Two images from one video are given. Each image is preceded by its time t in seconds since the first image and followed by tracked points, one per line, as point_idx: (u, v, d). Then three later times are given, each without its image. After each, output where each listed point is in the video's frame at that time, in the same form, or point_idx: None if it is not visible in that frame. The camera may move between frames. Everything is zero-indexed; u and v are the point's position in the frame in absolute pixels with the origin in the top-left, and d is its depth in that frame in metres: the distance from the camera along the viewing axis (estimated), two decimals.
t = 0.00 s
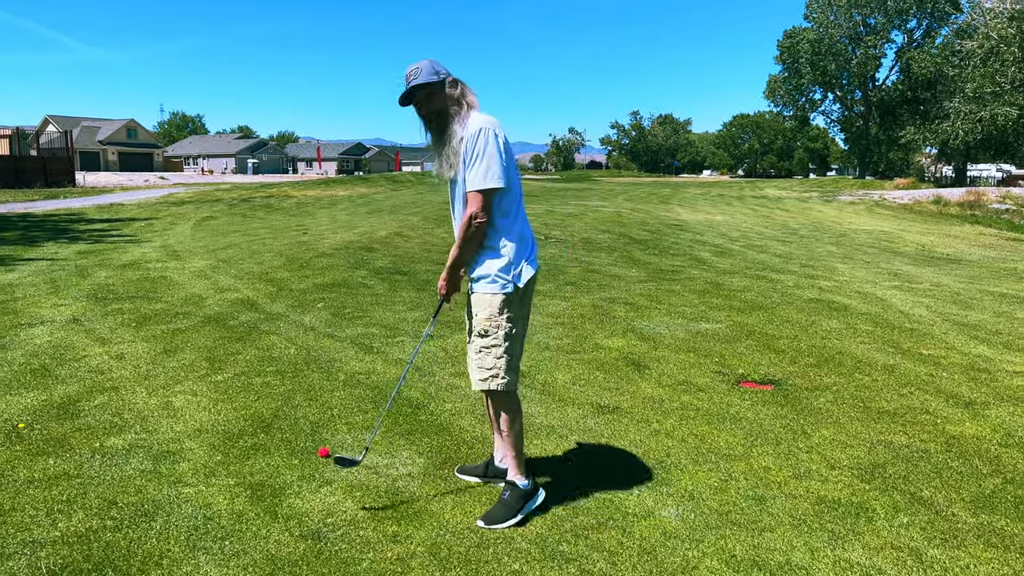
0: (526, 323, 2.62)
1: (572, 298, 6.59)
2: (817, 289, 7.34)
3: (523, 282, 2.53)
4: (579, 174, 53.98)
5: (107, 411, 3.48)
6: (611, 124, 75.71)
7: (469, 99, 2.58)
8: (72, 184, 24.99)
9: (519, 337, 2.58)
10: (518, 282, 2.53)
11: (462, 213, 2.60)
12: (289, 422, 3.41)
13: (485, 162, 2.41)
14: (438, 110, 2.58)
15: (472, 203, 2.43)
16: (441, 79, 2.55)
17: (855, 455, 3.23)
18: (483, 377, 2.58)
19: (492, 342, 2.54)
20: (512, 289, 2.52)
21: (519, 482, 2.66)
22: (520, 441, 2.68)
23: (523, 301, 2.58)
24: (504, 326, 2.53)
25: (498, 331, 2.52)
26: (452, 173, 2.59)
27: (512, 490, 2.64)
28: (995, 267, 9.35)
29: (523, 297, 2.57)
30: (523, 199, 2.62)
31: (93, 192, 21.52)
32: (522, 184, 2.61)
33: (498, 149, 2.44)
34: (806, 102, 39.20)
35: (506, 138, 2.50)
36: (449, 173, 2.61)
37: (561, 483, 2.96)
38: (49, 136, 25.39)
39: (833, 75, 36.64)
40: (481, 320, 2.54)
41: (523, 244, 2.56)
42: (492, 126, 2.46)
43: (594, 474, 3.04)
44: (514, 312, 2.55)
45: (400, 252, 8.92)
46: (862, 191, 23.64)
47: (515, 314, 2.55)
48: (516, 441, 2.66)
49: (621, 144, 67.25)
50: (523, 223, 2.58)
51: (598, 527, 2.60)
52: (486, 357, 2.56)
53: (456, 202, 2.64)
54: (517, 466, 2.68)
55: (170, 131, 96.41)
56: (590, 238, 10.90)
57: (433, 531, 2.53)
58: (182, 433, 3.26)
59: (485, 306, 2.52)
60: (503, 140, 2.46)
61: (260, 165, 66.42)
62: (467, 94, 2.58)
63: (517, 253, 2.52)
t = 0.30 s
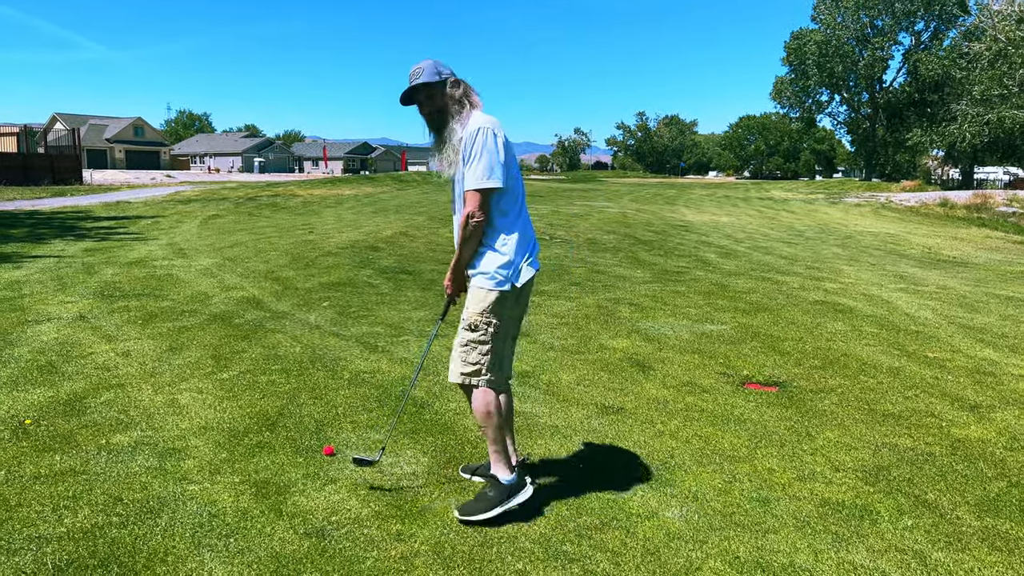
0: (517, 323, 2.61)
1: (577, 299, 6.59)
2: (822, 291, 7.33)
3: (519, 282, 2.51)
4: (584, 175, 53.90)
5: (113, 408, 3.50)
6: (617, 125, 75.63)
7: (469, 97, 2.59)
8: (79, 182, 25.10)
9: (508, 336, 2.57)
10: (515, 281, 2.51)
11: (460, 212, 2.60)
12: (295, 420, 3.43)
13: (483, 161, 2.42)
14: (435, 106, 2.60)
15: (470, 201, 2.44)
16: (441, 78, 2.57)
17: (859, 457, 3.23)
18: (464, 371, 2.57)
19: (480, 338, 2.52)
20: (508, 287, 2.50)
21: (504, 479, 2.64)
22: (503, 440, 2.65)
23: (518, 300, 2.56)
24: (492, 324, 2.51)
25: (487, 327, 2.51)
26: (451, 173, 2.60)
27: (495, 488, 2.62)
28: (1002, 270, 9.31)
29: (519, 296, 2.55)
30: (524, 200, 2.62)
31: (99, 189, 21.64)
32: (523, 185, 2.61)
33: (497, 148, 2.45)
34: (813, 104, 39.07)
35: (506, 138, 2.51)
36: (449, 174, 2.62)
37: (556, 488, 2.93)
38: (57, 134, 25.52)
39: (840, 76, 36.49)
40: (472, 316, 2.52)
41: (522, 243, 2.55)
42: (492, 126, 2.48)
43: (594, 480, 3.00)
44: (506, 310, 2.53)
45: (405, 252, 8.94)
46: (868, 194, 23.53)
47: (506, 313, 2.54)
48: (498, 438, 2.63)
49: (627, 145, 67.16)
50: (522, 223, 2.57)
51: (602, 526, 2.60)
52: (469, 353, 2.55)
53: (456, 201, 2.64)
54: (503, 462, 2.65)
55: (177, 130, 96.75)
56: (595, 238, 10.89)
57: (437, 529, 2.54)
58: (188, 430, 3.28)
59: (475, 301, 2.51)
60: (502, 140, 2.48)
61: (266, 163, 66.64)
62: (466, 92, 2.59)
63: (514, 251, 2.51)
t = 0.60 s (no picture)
0: (517, 331, 2.56)
1: (578, 301, 6.58)
2: (824, 293, 7.32)
3: (508, 290, 2.46)
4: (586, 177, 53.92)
5: (115, 409, 3.51)
6: (618, 127, 75.65)
7: (433, 114, 2.49)
8: (82, 183, 25.17)
9: (506, 346, 2.52)
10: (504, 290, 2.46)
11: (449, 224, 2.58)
12: (296, 422, 3.43)
13: (450, 183, 2.36)
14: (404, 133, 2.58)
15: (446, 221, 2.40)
16: (401, 105, 2.53)
17: (861, 460, 3.22)
18: (465, 388, 2.53)
19: (476, 352, 2.50)
20: (498, 297, 2.47)
21: (477, 499, 2.58)
22: (488, 461, 2.59)
23: (513, 307, 2.51)
24: (489, 335, 2.48)
25: (481, 340, 2.49)
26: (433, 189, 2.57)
27: (465, 503, 2.59)
28: (1003, 273, 9.31)
29: (511, 304, 2.50)
30: (513, 203, 2.51)
31: (102, 191, 21.70)
32: (508, 189, 2.50)
33: (465, 165, 2.36)
34: (814, 107, 39.05)
35: (477, 149, 2.40)
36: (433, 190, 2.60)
37: (555, 498, 2.86)
38: (60, 136, 25.59)
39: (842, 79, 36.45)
40: (467, 330, 2.51)
41: (510, 251, 2.47)
42: (457, 139, 2.38)
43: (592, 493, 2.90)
44: (502, 320, 2.49)
45: (407, 253, 8.95)
46: (869, 197, 23.51)
47: (502, 323, 2.49)
48: (484, 457, 2.57)
49: (629, 147, 67.17)
50: (509, 231, 2.48)
51: (603, 529, 2.60)
52: (469, 367, 2.53)
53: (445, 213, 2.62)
54: (480, 484, 2.57)
55: (179, 131, 96.91)
56: (596, 240, 10.89)
57: (439, 532, 2.54)
58: (190, 432, 3.28)
59: (471, 314, 2.49)
60: (470, 154, 2.37)
61: (268, 165, 66.76)
62: (427, 109, 2.50)
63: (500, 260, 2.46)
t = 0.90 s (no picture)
0: (513, 339, 2.52)
1: (578, 306, 6.58)
2: (823, 297, 7.33)
3: (500, 299, 2.43)
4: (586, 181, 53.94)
5: (114, 414, 3.51)
6: (617, 132, 75.69)
7: (401, 138, 2.59)
8: (81, 188, 25.15)
9: (501, 354, 2.50)
10: (496, 298, 2.44)
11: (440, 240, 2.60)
12: (295, 427, 3.43)
13: (416, 209, 2.39)
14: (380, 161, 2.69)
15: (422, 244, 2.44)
16: (371, 135, 2.65)
17: (861, 464, 3.22)
18: (458, 397, 2.53)
19: (470, 360, 2.49)
20: (490, 306, 2.44)
21: (476, 504, 2.58)
22: (485, 470, 2.57)
23: (510, 315, 2.48)
24: (482, 344, 2.47)
25: (476, 349, 2.48)
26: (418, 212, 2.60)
27: (464, 509, 2.58)
28: (1002, 277, 9.31)
29: (506, 311, 2.46)
30: (497, 211, 2.45)
31: (101, 196, 21.73)
32: (490, 199, 2.44)
33: (429, 188, 2.37)
34: (813, 111, 39.12)
35: (444, 167, 2.39)
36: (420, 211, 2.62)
37: (556, 505, 2.85)
38: (59, 141, 25.63)
39: (841, 83, 36.50)
40: (462, 338, 2.50)
41: (497, 261, 2.42)
42: (420, 162, 2.39)
43: (594, 500, 2.87)
44: (497, 329, 2.47)
45: (406, 258, 8.95)
46: (868, 201, 23.53)
47: (497, 332, 2.47)
48: (480, 466, 2.56)
49: (628, 151, 67.23)
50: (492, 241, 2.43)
51: (602, 533, 2.60)
52: (463, 375, 2.52)
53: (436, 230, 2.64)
54: (478, 491, 2.57)
55: (178, 137, 97.02)
56: (595, 245, 10.90)
57: (438, 536, 2.54)
58: (188, 437, 3.27)
59: (464, 323, 2.48)
60: (435, 176, 2.37)
61: (267, 170, 66.81)
62: (395, 135, 2.59)
63: (488, 270, 2.43)
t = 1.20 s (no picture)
0: (516, 345, 2.51)
1: (577, 313, 6.59)
2: (822, 304, 7.34)
3: (500, 304, 2.42)
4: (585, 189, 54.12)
5: (112, 424, 3.50)
6: (615, 139, 75.89)
7: (387, 165, 2.59)
8: (79, 198, 25.18)
9: (504, 360, 2.49)
10: (496, 304, 2.43)
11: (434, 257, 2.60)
12: (294, 436, 3.42)
13: (405, 228, 2.41)
14: (370, 191, 2.67)
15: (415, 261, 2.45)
16: (361, 165, 2.66)
17: (861, 471, 3.22)
18: (461, 404, 2.53)
19: (472, 367, 2.49)
20: (491, 313, 2.44)
21: (475, 513, 2.57)
22: (486, 477, 2.56)
23: (512, 320, 2.47)
24: (484, 350, 2.46)
25: (478, 355, 2.47)
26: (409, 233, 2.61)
27: (464, 518, 2.57)
28: (1000, 282, 9.34)
29: (507, 316, 2.46)
30: (488, 222, 2.45)
31: (99, 206, 21.74)
32: (479, 211, 2.45)
33: (416, 206, 2.39)
34: (810, 118, 39.28)
35: (430, 185, 2.40)
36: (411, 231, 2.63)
37: (556, 513, 2.84)
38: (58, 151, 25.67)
39: (837, 91, 36.67)
40: (464, 345, 2.50)
41: (492, 270, 2.43)
42: (405, 184, 2.41)
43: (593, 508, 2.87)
44: (499, 334, 2.46)
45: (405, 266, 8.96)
46: (866, 207, 23.60)
47: (498, 338, 2.47)
48: (482, 472, 2.55)
49: (626, 159, 67.43)
50: (485, 251, 2.43)
51: (602, 542, 2.59)
52: (466, 382, 2.51)
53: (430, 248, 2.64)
54: (478, 499, 2.56)
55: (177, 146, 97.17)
56: (594, 252, 10.91)
57: (438, 545, 2.53)
58: (186, 446, 3.27)
59: (466, 330, 2.48)
60: (421, 194, 2.38)
61: (266, 179, 66.93)
62: (382, 163, 2.59)
63: (484, 279, 2.43)
